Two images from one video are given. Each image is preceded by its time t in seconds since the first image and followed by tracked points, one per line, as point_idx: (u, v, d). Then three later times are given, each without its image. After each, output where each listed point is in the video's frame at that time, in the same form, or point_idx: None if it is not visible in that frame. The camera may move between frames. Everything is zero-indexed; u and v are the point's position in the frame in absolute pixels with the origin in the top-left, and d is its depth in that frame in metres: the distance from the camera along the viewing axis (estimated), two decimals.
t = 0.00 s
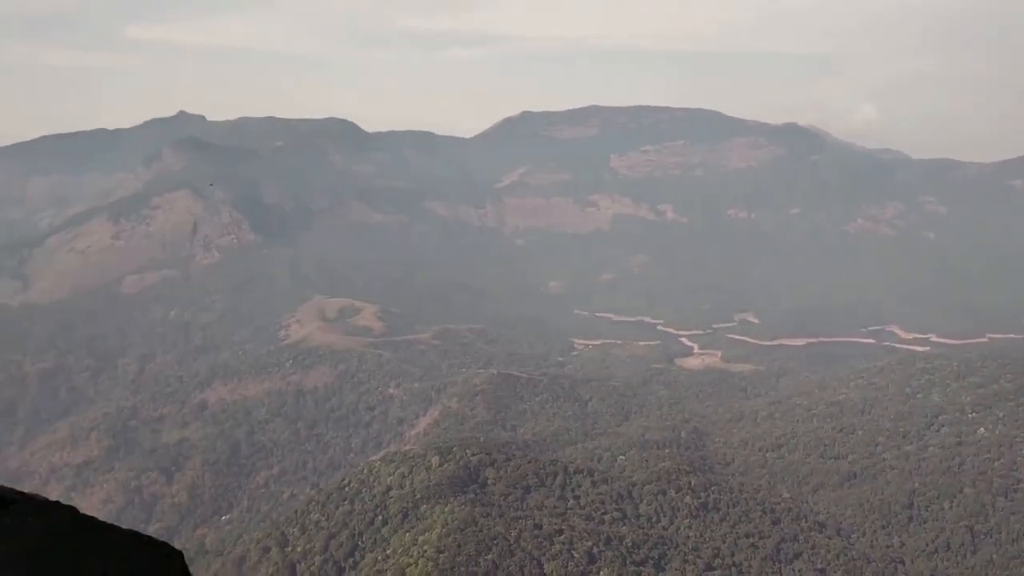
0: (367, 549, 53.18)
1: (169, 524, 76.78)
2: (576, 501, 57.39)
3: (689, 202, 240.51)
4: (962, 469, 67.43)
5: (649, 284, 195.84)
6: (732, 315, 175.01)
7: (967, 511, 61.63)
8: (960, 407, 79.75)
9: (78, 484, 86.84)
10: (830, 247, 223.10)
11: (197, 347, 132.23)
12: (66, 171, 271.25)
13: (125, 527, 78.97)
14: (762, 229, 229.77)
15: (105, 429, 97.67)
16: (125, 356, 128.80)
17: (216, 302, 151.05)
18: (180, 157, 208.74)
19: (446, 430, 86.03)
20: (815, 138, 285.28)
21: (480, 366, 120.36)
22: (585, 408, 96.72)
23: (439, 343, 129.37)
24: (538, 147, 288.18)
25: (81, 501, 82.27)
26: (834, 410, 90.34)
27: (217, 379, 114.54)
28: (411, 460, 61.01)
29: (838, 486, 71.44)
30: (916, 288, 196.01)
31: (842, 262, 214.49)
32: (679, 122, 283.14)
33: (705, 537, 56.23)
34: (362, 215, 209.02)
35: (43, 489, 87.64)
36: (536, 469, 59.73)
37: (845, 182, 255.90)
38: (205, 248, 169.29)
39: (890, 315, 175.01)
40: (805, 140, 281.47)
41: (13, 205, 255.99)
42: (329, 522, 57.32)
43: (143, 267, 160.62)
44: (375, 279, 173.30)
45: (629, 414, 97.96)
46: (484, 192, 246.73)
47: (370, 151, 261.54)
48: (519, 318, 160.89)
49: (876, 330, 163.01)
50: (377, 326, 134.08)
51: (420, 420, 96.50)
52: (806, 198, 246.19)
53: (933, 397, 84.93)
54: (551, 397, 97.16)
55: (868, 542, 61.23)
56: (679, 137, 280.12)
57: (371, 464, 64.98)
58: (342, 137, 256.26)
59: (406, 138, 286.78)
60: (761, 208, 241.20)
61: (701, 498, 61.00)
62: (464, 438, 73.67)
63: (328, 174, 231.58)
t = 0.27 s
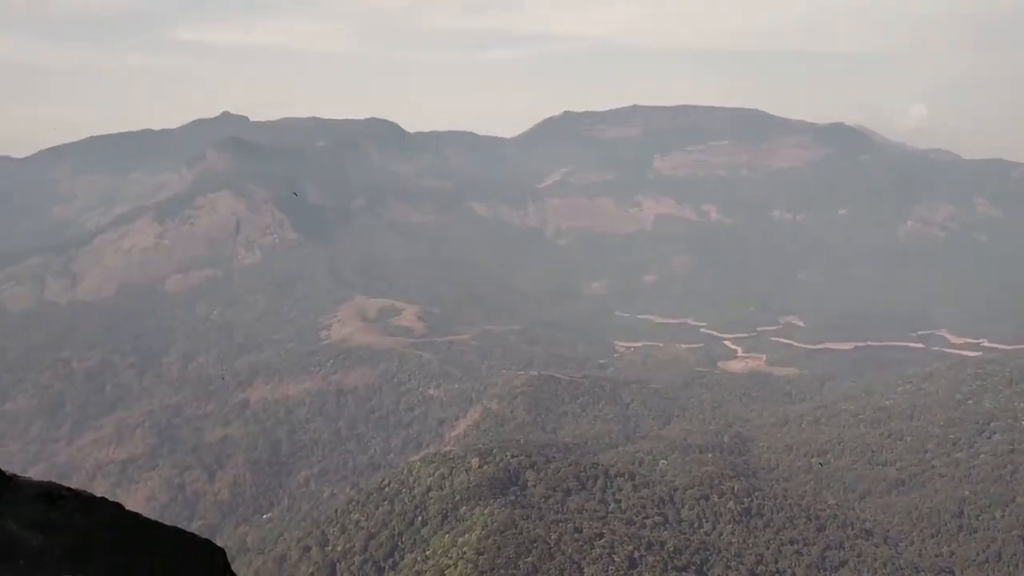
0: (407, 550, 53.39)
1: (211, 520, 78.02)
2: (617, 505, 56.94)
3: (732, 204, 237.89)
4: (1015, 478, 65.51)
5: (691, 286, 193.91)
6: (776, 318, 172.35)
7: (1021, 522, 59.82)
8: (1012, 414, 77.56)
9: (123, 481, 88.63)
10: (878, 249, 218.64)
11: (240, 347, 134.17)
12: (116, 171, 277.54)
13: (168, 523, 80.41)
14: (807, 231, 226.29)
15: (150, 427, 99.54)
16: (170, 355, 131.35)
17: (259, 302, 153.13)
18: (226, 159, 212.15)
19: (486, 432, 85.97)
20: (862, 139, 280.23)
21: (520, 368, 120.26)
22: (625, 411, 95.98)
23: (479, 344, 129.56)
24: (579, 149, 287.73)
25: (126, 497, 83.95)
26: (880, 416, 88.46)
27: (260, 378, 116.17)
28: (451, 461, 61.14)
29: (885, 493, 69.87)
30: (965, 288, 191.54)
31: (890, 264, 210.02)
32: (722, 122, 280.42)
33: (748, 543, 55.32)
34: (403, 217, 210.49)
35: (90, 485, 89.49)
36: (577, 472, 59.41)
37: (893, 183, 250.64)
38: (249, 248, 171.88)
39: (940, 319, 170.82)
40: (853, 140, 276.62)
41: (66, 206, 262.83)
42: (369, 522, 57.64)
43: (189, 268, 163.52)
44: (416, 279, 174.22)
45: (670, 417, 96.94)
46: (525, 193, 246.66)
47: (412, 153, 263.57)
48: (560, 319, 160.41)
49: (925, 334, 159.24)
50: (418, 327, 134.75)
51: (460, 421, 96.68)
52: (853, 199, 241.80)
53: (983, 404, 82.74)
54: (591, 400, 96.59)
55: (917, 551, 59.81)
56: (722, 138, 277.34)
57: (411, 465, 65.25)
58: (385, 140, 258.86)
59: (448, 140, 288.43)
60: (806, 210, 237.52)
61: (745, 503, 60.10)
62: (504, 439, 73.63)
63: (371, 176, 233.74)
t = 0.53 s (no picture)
0: (442, 551, 53.57)
1: (250, 518, 78.96)
2: (654, 509, 56.51)
3: (772, 206, 235.49)
4: None
5: (729, 288, 191.90)
6: (816, 321, 169.89)
7: None
8: None
9: (164, 478, 90.04)
10: (922, 250, 214.51)
11: (279, 347, 135.85)
12: (159, 173, 282.63)
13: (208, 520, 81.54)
14: (848, 234, 222.96)
15: (191, 426, 101.12)
16: (210, 355, 133.34)
17: (298, 303, 154.95)
18: (266, 161, 215.04)
19: (521, 434, 85.90)
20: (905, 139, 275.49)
21: (556, 369, 120.06)
22: (663, 413, 95.45)
23: (514, 346, 129.69)
24: (616, 151, 286.90)
25: (167, 494, 85.29)
26: (922, 421, 86.89)
27: (298, 378, 117.50)
28: (488, 462, 61.31)
29: (927, 500, 68.50)
30: (1012, 290, 186.07)
31: (934, 266, 205.80)
32: (761, 122, 277.70)
33: (786, 548, 54.51)
34: (440, 219, 211.61)
35: (132, 482, 91.04)
36: (614, 476, 59.13)
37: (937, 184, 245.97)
38: (288, 249, 173.98)
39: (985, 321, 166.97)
40: (895, 141, 271.85)
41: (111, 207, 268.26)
42: (405, 522, 57.92)
43: (229, 269, 166.02)
44: (452, 281, 174.86)
45: (708, 421, 96.12)
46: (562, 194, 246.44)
47: (449, 155, 264.80)
48: (596, 321, 159.70)
49: (969, 338, 155.84)
50: (454, 328, 135.25)
51: (496, 422, 96.83)
52: (894, 200, 237.71)
53: None
54: (628, 402, 96.10)
55: (961, 559, 58.42)
56: (761, 139, 274.72)
57: (447, 466, 65.50)
58: (421, 142, 260.64)
59: (485, 142, 289.38)
60: (848, 212, 233.97)
61: (783, 508, 59.37)
62: (540, 441, 73.59)
63: (408, 177, 235.27)
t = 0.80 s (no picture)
0: (476, 550, 53.69)
1: (285, 516, 79.81)
2: (688, 511, 56.04)
3: (809, 207, 232.67)
4: None
5: (766, 289, 189.65)
6: (854, 322, 167.46)
7: None
8: None
9: (202, 475, 91.44)
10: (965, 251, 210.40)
11: (316, 345, 137.27)
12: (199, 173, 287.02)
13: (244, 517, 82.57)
14: (887, 235, 219.57)
15: (228, 424, 102.56)
16: (248, 354, 135.08)
17: (333, 301, 156.40)
18: (303, 161, 217.50)
19: (555, 434, 85.84)
20: (947, 139, 270.77)
21: (590, 370, 119.81)
22: (698, 415, 94.74)
23: (548, 346, 129.66)
24: (652, 151, 285.35)
25: (205, 490, 86.58)
26: (963, 428, 85.56)
27: (334, 377, 118.57)
28: (522, 462, 61.39)
29: (969, 505, 67.06)
30: None
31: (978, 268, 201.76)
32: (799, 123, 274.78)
33: (822, 553, 53.67)
34: (475, 219, 212.37)
35: (171, 478, 92.64)
36: (647, 478, 58.84)
37: (980, 184, 241.33)
38: (324, 249, 175.62)
39: None
40: (937, 141, 267.37)
41: (152, 207, 272.90)
42: (439, 521, 58.24)
43: (266, 268, 168.14)
44: (487, 281, 175.14)
45: (744, 423, 95.23)
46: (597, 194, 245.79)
47: (484, 154, 265.17)
48: (631, 322, 159.03)
49: (1013, 340, 152.58)
50: (488, 328, 135.49)
51: (530, 422, 96.82)
52: (936, 201, 233.62)
53: None
54: (663, 403, 95.53)
55: (1004, 565, 57.01)
56: (798, 139, 271.85)
57: (481, 466, 65.69)
58: (457, 142, 261.48)
59: (520, 142, 289.53)
60: (887, 213, 230.43)
61: (820, 512, 58.49)
62: (574, 442, 73.49)
63: (443, 178, 236.49)
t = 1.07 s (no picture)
0: (509, 553, 53.61)
1: (320, 516, 80.55)
2: (724, 516, 55.43)
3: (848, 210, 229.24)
4: None
5: (804, 293, 187.03)
6: (894, 326, 164.47)
7: None
8: None
9: (239, 475, 92.60)
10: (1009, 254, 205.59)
11: (351, 347, 138.39)
12: (237, 177, 290.99)
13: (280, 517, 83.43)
14: (929, 237, 215.41)
15: (265, 425, 103.81)
16: (284, 356, 136.56)
17: (369, 304, 157.52)
18: (340, 164, 219.51)
19: (590, 438, 85.59)
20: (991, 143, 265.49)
21: (624, 374, 119.17)
22: (733, 419, 93.80)
23: (583, 350, 129.29)
24: (688, 154, 283.40)
25: (242, 490, 87.69)
26: (1006, 439, 84.15)
27: (369, 379, 119.44)
28: (556, 465, 61.22)
29: (1013, 514, 65.51)
30: None
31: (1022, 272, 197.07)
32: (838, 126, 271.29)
33: (861, 560, 52.71)
34: (510, 222, 212.60)
35: (209, 479, 94.00)
36: (683, 482, 58.33)
37: None
38: (360, 252, 177.00)
39: None
40: (980, 145, 262.48)
41: (192, 211, 277.26)
42: (473, 524, 58.27)
43: (303, 271, 169.92)
44: (521, 284, 175.11)
45: (781, 428, 94.05)
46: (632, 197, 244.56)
47: (519, 157, 265.31)
48: (665, 325, 157.83)
49: None
50: (523, 331, 135.48)
51: (563, 426, 96.58)
52: (979, 204, 228.99)
53: None
54: (698, 407, 94.72)
55: None
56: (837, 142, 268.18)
57: (514, 469, 65.65)
58: (492, 145, 261.95)
59: (555, 145, 289.27)
60: (929, 216, 226.22)
61: (858, 519, 57.49)
62: (608, 446, 73.21)
63: (478, 180, 237.10)
